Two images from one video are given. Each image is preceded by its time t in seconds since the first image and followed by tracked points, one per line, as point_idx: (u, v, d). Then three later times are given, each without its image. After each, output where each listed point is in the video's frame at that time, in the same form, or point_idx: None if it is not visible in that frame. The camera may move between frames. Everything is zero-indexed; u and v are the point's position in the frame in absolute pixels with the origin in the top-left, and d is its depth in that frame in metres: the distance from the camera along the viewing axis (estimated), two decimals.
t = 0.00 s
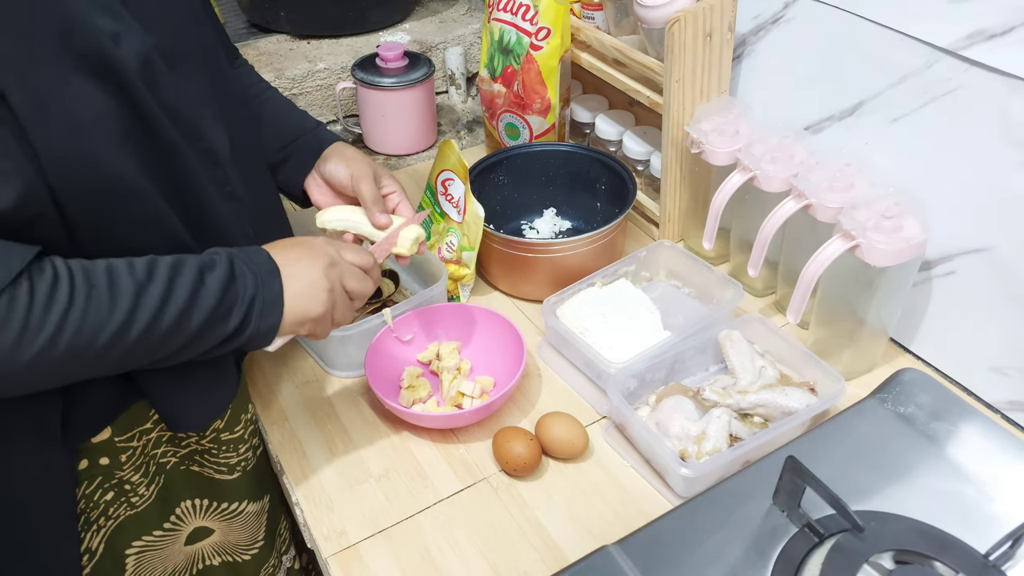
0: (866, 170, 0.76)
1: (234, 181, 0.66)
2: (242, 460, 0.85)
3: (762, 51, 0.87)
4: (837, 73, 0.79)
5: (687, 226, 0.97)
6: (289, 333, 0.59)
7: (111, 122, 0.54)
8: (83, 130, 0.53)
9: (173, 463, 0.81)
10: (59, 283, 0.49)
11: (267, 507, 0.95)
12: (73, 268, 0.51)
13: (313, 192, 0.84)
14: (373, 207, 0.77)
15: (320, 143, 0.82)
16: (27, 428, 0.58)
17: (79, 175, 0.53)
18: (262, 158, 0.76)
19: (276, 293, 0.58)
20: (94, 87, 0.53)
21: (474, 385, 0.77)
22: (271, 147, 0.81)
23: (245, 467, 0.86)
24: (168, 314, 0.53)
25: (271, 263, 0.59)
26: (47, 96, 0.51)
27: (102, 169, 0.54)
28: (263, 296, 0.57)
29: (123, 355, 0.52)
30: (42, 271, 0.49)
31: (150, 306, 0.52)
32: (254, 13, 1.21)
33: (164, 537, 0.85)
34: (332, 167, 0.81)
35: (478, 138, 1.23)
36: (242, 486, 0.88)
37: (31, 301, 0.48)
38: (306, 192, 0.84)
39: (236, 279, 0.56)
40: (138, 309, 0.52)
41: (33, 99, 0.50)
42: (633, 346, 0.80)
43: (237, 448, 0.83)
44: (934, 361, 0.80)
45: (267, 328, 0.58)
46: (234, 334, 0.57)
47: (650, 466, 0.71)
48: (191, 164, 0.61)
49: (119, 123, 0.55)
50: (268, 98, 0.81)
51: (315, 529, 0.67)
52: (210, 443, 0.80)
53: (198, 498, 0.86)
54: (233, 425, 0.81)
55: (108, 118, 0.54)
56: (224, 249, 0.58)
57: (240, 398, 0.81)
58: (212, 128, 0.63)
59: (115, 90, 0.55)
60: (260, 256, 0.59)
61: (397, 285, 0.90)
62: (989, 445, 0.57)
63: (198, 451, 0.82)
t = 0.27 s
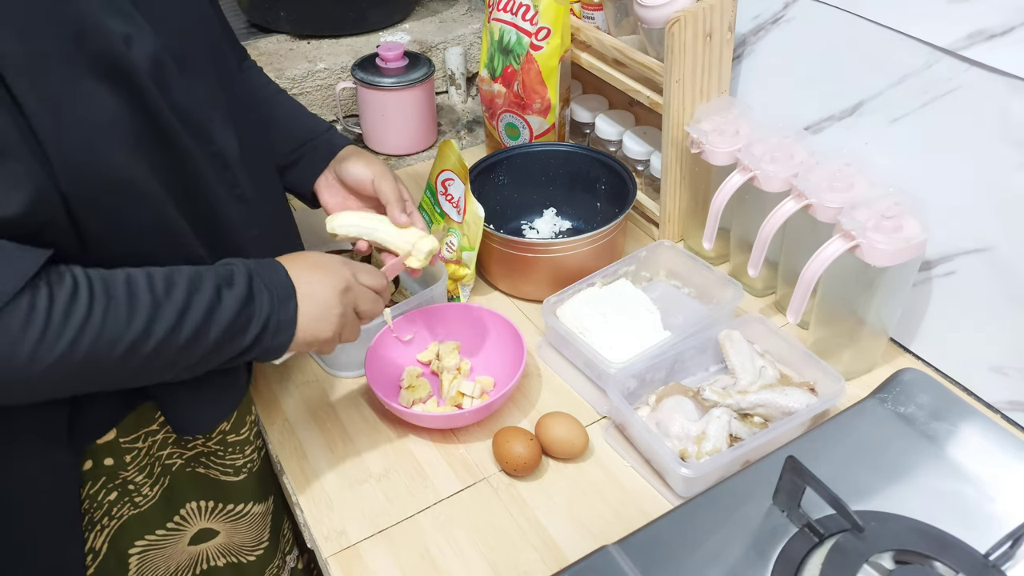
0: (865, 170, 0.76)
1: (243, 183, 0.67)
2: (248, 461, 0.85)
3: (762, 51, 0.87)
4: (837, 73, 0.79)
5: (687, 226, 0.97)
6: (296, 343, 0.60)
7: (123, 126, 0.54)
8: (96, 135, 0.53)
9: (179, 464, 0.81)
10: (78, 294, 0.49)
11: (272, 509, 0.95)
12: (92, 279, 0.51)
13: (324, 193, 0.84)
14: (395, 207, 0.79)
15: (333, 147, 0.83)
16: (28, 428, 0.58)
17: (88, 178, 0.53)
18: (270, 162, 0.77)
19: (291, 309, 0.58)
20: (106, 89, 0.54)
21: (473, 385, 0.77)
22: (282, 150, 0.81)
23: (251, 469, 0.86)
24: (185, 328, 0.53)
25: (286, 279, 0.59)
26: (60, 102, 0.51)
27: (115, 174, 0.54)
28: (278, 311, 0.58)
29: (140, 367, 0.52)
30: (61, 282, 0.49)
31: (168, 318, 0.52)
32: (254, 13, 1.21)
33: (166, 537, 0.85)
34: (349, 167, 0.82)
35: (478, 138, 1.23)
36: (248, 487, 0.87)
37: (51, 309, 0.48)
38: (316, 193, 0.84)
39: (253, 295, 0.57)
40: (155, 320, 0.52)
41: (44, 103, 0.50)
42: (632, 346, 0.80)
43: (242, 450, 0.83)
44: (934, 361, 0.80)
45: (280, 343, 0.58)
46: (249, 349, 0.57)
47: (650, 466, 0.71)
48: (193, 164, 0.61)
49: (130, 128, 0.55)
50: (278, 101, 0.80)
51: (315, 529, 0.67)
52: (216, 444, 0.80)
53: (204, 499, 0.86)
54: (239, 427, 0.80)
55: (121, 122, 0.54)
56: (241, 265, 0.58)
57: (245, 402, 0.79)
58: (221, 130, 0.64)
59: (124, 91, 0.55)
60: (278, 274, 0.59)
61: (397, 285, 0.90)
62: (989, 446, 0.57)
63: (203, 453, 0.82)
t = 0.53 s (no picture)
0: (865, 170, 0.76)
1: (243, 186, 0.66)
2: (245, 464, 0.85)
3: (762, 51, 0.87)
4: (837, 74, 0.79)
5: (687, 226, 0.97)
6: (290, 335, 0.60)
7: (121, 129, 0.55)
8: (94, 137, 0.53)
9: (175, 468, 0.81)
10: (69, 289, 0.49)
11: (268, 511, 0.95)
12: (82, 275, 0.51)
13: (329, 195, 0.84)
14: (394, 213, 0.79)
15: (337, 150, 0.83)
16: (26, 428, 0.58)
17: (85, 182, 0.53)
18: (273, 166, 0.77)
19: (283, 300, 0.59)
20: (105, 94, 0.54)
21: (473, 385, 0.77)
22: (286, 153, 0.81)
23: (247, 471, 0.86)
24: (176, 322, 0.53)
25: (279, 271, 0.59)
26: (58, 106, 0.51)
27: (112, 177, 0.54)
28: (270, 302, 0.58)
29: (132, 363, 0.52)
30: (53, 278, 0.49)
31: (158, 312, 0.52)
32: (254, 13, 1.21)
33: (165, 541, 0.85)
34: (353, 171, 0.82)
35: (478, 138, 1.23)
36: (244, 490, 0.87)
37: (42, 307, 0.48)
38: (322, 195, 0.85)
39: (243, 287, 0.57)
40: (146, 315, 0.52)
41: (43, 107, 0.50)
42: (633, 346, 0.80)
43: (239, 452, 0.83)
44: (934, 362, 0.80)
45: (272, 335, 0.59)
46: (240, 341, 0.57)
47: (650, 466, 0.71)
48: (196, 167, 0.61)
49: (128, 130, 0.55)
50: (283, 102, 0.81)
51: (315, 529, 0.67)
52: (213, 447, 0.80)
53: (201, 502, 0.86)
54: (236, 430, 0.80)
55: (118, 125, 0.54)
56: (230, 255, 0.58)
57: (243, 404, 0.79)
58: (221, 134, 0.64)
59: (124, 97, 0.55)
60: (268, 265, 0.59)
61: (397, 285, 0.90)
62: (989, 446, 0.57)
63: (201, 457, 0.81)
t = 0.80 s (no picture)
0: (865, 170, 0.76)
1: (250, 187, 0.66)
2: (251, 463, 0.85)
3: (762, 51, 0.87)
4: (837, 74, 0.79)
5: (687, 226, 0.97)
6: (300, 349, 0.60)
7: (134, 130, 0.55)
8: (107, 137, 0.53)
9: (182, 467, 0.81)
10: (88, 298, 0.49)
11: (274, 511, 0.95)
12: (107, 283, 0.51)
13: (335, 198, 0.84)
14: (399, 217, 0.78)
15: (344, 153, 0.83)
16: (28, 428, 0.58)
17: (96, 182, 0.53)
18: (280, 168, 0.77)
19: (299, 323, 0.59)
20: (119, 94, 0.54)
21: (473, 385, 0.77)
22: (292, 155, 0.82)
23: (254, 470, 0.86)
24: (193, 335, 0.53)
25: (296, 292, 0.60)
26: (73, 104, 0.51)
27: (123, 178, 0.54)
28: (288, 322, 0.58)
29: (149, 372, 0.52)
30: (73, 285, 0.49)
31: (180, 325, 0.52)
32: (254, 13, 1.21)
33: (171, 540, 0.86)
34: (359, 175, 0.82)
35: (478, 138, 1.23)
36: (251, 489, 0.87)
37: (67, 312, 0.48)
38: (326, 197, 0.84)
39: (262, 306, 0.57)
40: (168, 327, 0.52)
41: (56, 106, 0.50)
42: (632, 346, 0.80)
43: (246, 451, 0.83)
44: (933, 362, 0.80)
45: (286, 353, 0.59)
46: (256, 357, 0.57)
47: (650, 466, 0.71)
48: (206, 169, 0.61)
49: (141, 131, 0.55)
50: (290, 106, 0.80)
51: (315, 529, 0.67)
52: (219, 446, 0.80)
53: (207, 502, 0.86)
54: (242, 428, 0.81)
55: (131, 125, 0.54)
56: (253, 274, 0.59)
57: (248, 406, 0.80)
58: (228, 134, 0.64)
59: (138, 98, 0.55)
60: (285, 285, 0.60)
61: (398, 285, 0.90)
62: (989, 446, 0.57)
63: (207, 455, 0.82)
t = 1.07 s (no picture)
0: (865, 170, 0.76)
1: (254, 186, 0.66)
2: (251, 464, 0.85)
3: (762, 51, 0.87)
4: (837, 74, 0.79)
5: (687, 225, 0.97)
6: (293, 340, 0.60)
7: (134, 132, 0.55)
8: (107, 139, 0.53)
9: (182, 467, 0.81)
10: (78, 292, 0.50)
11: (273, 511, 0.95)
12: (89, 277, 0.51)
13: (336, 199, 0.84)
14: (401, 223, 0.79)
15: (346, 157, 0.83)
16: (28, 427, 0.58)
17: (96, 184, 0.53)
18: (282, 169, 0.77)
19: (290, 307, 0.59)
20: (120, 96, 0.54)
21: (473, 385, 0.77)
22: (294, 156, 0.82)
23: (253, 472, 0.86)
24: (185, 325, 0.53)
25: (287, 276, 0.60)
26: (73, 105, 0.51)
27: (123, 180, 0.54)
28: (276, 307, 0.58)
29: (139, 365, 0.52)
30: (65, 281, 0.49)
31: (167, 315, 0.52)
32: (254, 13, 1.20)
33: (170, 541, 0.86)
34: (364, 178, 0.82)
35: (477, 138, 1.23)
36: (251, 490, 0.87)
37: (53, 308, 0.48)
38: (327, 199, 0.84)
39: (251, 292, 0.57)
40: (154, 318, 0.52)
41: (57, 108, 0.50)
42: (632, 346, 0.80)
43: (246, 453, 0.83)
44: (933, 362, 0.80)
45: (278, 339, 0.59)
46: (246, 346, 0.58)
47: (650, 466, 0.71)
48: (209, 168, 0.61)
49: (141, 132, 0.55)
50: (291, 108, 0.81)
51: (315, 529, 0.67)
52: (220, 448, 0.80)
53: (207, 503, 0.86)
54: (242, 429, 0.81)
55: (132, 127, 0.54)
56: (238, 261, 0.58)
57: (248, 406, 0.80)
58: (230, 134, 0.64)
59: (138, 100, 0.55)
60: (276, 270, 0.60)
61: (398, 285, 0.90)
62: (989, 446, 0.57)
63: (207, 457, 0.82)
